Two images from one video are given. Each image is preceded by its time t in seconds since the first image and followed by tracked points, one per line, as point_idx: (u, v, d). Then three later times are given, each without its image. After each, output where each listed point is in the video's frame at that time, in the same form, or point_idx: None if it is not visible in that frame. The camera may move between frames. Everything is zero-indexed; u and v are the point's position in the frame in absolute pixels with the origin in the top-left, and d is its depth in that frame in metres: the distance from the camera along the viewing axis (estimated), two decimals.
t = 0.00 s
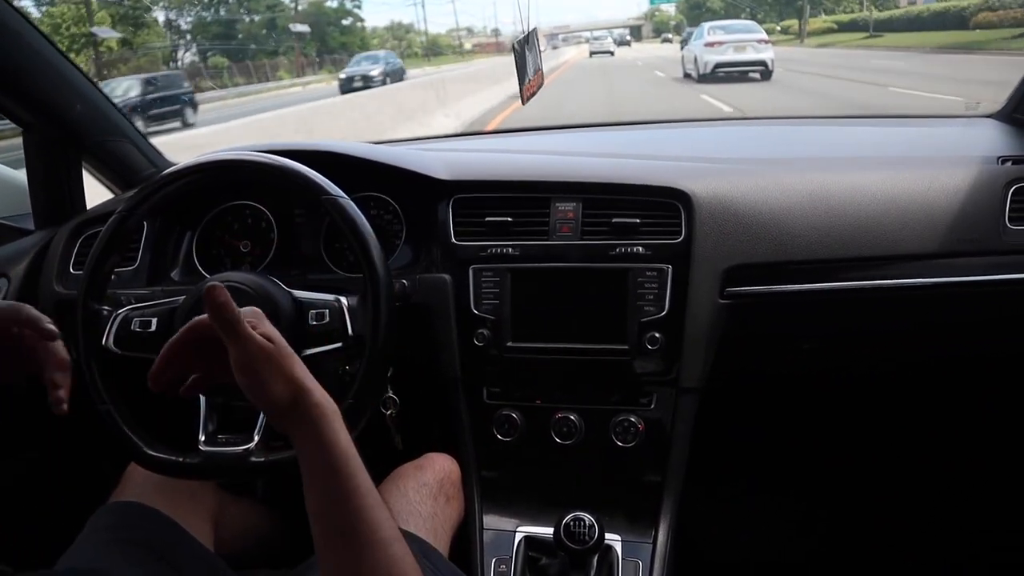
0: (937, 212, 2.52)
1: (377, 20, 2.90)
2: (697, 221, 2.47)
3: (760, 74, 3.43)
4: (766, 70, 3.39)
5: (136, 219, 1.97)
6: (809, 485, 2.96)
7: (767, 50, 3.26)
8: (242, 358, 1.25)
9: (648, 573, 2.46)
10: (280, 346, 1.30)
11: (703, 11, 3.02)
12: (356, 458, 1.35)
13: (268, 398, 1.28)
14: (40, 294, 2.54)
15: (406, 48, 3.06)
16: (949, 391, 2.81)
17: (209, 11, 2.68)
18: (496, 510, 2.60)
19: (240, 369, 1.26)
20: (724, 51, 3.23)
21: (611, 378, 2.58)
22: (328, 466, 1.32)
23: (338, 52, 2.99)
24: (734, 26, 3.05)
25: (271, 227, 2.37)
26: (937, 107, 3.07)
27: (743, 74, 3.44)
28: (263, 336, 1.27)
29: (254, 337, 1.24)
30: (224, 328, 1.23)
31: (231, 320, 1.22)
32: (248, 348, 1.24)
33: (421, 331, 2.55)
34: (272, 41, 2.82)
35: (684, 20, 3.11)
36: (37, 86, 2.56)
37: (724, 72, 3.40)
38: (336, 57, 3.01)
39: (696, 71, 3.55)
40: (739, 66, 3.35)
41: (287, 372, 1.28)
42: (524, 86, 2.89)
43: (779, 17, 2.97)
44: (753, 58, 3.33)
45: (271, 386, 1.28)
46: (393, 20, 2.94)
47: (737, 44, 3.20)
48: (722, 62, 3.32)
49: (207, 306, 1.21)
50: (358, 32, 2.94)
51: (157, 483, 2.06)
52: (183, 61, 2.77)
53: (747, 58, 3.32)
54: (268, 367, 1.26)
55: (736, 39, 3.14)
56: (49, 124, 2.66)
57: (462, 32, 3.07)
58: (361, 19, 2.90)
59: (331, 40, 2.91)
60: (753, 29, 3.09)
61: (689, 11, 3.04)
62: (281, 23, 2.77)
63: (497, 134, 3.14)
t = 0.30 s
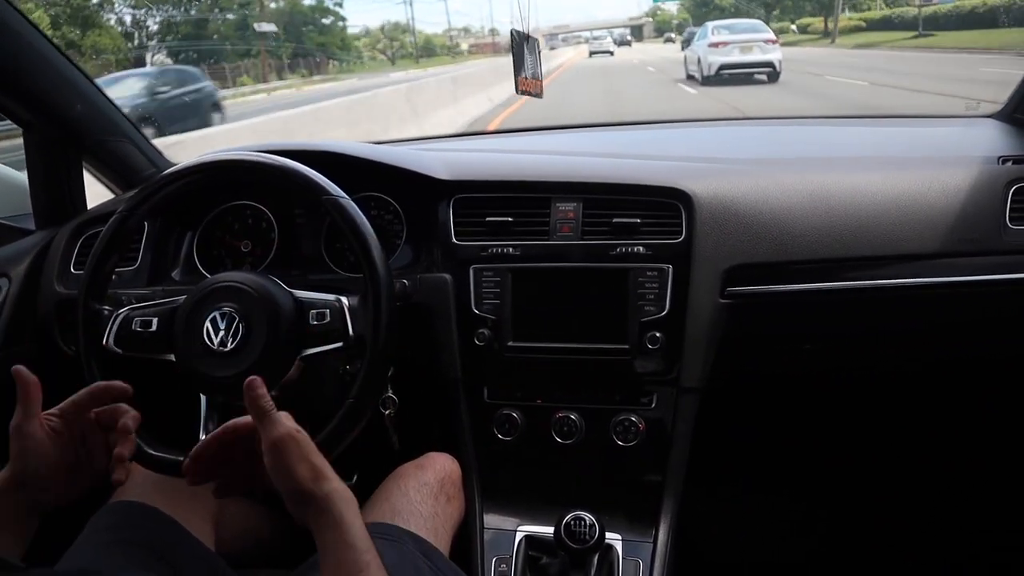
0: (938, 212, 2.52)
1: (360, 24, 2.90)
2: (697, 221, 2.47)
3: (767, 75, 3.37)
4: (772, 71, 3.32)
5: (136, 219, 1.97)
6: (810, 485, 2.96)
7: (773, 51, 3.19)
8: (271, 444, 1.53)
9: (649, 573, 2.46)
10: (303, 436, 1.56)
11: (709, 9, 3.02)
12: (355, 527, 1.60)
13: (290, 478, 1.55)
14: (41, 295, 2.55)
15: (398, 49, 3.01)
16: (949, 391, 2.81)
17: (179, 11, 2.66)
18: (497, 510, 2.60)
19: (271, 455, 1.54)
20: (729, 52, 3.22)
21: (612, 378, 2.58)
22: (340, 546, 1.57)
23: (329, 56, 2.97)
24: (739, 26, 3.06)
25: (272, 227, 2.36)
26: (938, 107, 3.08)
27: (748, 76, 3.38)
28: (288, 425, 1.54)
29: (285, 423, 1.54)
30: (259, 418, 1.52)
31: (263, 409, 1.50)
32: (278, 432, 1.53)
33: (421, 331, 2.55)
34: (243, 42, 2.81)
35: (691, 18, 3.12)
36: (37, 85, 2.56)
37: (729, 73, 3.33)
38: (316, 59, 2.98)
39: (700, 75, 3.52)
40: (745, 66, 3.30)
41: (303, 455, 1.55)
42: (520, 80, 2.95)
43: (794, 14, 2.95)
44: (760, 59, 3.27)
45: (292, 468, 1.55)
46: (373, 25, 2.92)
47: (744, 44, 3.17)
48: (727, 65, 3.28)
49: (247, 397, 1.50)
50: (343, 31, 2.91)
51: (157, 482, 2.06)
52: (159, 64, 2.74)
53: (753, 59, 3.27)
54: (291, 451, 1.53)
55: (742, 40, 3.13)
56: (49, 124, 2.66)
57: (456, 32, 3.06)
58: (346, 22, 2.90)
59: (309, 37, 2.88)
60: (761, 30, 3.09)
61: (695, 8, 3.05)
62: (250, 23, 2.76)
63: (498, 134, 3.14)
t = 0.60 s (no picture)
0: (939, 212, 2.52)
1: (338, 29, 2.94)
2: (698, 222, 2.47)
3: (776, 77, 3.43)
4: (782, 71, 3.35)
5: (137, 220, 1.97)
6: (811, 485, 2.96)
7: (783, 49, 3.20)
8: (160, 508, 1.69)
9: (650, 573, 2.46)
10: (190, 500, 1.72)
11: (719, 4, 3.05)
12: None
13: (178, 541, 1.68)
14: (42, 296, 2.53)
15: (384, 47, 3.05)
16: (951, 391, 2.81)
17: (142, 9, 2.59)
18: (498, 511, 2.60)
19: (159, 521, 1.69)
20: (736, 51, 3.23)
21: (613, 379, 2.58)
22: None
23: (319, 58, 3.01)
24: (745, 24, 3.11)
25: (273, 228, 2.36)
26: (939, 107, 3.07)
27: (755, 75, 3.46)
28: (175, 490, 1.71)
29: (170, 488, 1.70)
30: (150, 485, 1.70)
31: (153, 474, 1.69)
32: (165, 496, 1.69)
33: (422, 332, 2.55)
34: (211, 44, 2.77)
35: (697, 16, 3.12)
36: (37, 87, 2.56)
37: (734, 73, 3.38)
38: (290, 61, 2.98)
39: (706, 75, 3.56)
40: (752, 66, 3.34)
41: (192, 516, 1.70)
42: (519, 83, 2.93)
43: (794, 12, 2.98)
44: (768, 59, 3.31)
45: (180, 529, 1.69)
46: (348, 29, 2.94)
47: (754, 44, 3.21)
48: (732, 65, 3.33)
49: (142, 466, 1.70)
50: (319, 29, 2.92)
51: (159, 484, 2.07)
52: (126, 66, 2.67)
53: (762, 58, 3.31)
54: (179, 513, 1.69)
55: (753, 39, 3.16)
56: (50, 126, 2.67)
57: (454, 32, 3.13)
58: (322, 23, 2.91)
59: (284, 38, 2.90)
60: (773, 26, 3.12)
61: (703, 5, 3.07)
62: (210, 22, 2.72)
63: (499, 135, 3.14)
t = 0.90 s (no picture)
0: (939, 212, 2.52)
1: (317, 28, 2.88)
2: (698, 222, 2.47)
3: (784, 79, 3.41)
4: (793, 73, 3.32)
5: (137, 219, 1.97)
6: (811, 485, 2.96)
7: (791, 49, 3.18)
8: (201, 468, 1.49)
9: (649, 572, 2.46)
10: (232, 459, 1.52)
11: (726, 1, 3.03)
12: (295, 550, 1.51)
13: (219, 504, 1.49)
14: (42, 294, 2.53)
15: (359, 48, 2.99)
16: (951, 391, 2.81)
17: (97, 7, 2.56)
18: (498, 510, 2.60)
19: (200, 481, 1.49)
20: (743, 51, 3.25)
21: (613, 378, 2.58)
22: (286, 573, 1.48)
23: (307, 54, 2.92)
24: (751, 22, 3.15)
25: (273, 228, 2.36)
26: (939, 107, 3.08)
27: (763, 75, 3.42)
28: (216, 450, 1.50)
29: (210, 447, 1.50)
30: (189, 439, 1.48)
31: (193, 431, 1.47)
32: (203, 457, 1.49)
33: (421, 332, 2.55)
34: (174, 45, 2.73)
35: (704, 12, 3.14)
36: (37, 86, 2.56)
37: (741, 74, 3.36)
38: (257, 63, 2.89)
39: (710, 79, 3.53)
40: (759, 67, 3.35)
41: (234, 479, 1.50)
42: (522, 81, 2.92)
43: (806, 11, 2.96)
44: (778, 58, 3.28)
45: (223, 491, 1.49)
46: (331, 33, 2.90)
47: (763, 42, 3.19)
48: (739, 65, 3.33)
49: (177, 418, 1.48)
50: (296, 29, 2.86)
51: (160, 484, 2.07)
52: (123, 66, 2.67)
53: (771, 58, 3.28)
54: (220, 473, 1.49)
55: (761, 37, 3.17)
56: (50, 125, 2.67)
57: (450, 32, 3.12)
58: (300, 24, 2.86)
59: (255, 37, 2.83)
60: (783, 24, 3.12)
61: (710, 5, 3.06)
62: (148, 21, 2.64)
63: (499, 134, 3.14)
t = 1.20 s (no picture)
0: (940, 208, 2.52)
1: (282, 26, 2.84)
2: (699, 220, 2.47)
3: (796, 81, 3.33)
4: (805, 76, 3.24)
5: (139, 220, 1.97)
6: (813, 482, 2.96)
7: (804, 51, 3.12)
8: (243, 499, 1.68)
9: (653, 571, 2.46)
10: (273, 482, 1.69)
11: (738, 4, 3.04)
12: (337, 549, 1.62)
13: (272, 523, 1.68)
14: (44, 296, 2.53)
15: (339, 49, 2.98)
16: (954, 389, 2.81)
17: (43, 4, 2.49)
18: (501, 509, 2.60)
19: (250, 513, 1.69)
20: (752, 51, 3.23)
21: (615, 377, 2.58)
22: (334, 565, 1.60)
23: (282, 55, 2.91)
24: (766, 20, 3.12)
25: (274, 228, 2.37)
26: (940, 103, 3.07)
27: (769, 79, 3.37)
28: (253, 479, 1.68)
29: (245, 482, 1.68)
30: (227, 478, 1.69)
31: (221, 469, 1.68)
32: (244, 488, 1.68)
33: (423, 332, 2.55)
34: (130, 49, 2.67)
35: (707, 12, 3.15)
36: (38, 87, 2.56)
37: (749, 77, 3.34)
38: (218, 66, 2.86)
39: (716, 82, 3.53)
40: (770, 69, 3.28)
41: (271, 499, 1.67)
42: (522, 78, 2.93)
43: (833, 11, 2.93)
44: (790, 61, 3.21)
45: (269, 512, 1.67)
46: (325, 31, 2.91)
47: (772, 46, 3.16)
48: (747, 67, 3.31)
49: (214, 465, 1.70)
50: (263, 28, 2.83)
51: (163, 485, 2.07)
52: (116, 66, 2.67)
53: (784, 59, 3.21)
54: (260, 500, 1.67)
55: (772, 38, 3.11)
56: (51, 126, 2.67)
57: (445, 32, 3.14)
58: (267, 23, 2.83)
59: (214, 38, 2.76)
60: (796, 25, 3.06)
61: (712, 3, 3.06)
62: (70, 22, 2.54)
63: (499, 133, 3.14)
